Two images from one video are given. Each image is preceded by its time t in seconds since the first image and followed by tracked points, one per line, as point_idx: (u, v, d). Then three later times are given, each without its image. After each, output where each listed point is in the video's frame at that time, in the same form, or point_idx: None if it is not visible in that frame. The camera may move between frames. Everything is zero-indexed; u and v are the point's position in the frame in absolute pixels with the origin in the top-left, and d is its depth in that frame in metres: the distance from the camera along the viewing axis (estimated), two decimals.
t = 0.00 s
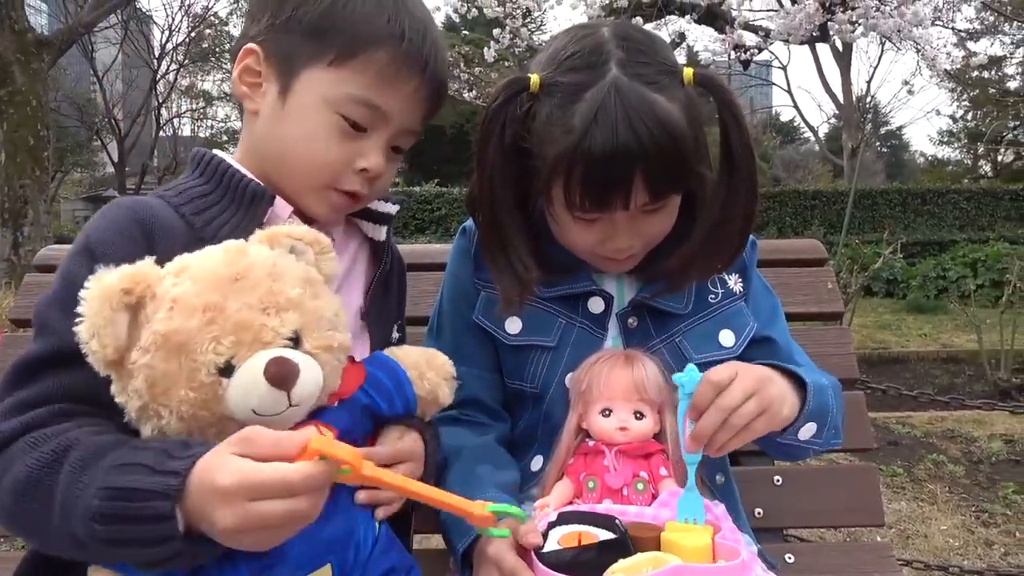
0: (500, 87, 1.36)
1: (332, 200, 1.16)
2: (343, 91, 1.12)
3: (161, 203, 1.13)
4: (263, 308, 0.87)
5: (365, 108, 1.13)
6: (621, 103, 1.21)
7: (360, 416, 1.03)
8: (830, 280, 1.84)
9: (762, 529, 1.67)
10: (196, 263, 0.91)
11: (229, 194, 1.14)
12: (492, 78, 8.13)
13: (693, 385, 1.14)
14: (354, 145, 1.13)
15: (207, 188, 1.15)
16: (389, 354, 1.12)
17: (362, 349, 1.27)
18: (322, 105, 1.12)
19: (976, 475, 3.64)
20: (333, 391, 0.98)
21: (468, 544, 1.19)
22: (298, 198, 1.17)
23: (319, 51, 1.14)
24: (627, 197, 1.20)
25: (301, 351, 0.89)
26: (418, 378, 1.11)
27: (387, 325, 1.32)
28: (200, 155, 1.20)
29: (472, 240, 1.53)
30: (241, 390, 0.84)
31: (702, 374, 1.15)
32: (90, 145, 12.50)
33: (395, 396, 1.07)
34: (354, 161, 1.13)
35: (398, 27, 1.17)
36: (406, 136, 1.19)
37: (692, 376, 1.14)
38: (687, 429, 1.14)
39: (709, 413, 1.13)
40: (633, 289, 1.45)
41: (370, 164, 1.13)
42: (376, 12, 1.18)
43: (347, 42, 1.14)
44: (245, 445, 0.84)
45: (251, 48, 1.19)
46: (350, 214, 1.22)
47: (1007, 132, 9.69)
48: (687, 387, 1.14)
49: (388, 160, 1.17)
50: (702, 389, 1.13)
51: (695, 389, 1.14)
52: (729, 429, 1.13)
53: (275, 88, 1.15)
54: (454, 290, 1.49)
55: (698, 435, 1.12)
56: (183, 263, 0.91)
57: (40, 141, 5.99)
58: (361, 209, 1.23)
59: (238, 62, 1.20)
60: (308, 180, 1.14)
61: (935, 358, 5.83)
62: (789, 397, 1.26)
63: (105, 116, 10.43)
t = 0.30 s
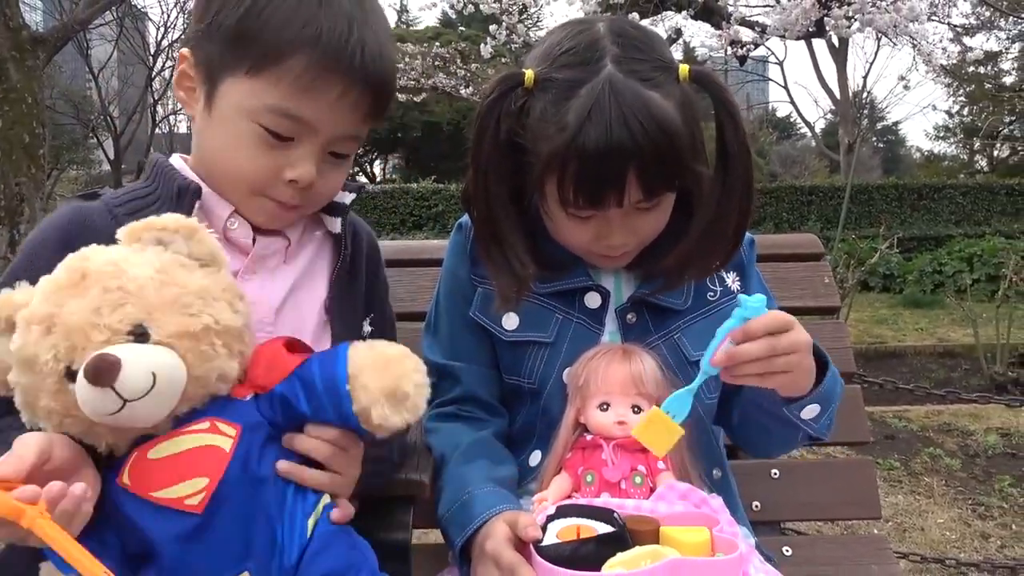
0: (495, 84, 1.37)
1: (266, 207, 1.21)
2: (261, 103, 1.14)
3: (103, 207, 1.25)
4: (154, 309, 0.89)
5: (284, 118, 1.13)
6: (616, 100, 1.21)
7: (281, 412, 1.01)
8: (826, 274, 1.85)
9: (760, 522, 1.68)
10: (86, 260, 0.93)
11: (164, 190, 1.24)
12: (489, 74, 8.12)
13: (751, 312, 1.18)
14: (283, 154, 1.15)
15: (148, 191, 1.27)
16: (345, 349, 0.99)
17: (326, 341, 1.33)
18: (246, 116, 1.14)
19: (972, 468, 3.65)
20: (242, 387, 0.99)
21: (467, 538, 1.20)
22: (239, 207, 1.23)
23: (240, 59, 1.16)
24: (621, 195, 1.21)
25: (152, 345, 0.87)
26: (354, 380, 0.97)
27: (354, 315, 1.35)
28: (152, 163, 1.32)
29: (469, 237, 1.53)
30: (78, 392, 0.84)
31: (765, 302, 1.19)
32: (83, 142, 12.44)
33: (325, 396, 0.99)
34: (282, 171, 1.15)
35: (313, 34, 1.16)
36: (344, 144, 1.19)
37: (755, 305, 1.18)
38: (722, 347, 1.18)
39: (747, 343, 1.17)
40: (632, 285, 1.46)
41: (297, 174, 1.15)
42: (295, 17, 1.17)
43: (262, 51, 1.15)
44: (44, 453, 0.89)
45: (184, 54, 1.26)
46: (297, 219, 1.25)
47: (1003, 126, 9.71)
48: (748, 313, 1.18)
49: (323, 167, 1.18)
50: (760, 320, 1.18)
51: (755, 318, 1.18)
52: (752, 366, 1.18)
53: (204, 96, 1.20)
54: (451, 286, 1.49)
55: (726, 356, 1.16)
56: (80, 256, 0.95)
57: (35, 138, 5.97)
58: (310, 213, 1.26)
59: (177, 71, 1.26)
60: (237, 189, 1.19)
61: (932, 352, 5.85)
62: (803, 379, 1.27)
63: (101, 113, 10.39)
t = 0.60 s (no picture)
0: (496, 88, 1.38)
1: (232, 192, 1.18)
2: (202, 88, 1.12)
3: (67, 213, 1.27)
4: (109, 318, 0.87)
5: (228, 95, 1.12)
6: (612, 107, 1.23)
7: (214, 382, 0.99)
8: (822, 276, 1.87)
9: (755, 521, 1.69)
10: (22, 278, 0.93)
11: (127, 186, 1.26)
12: (490, 74, 8.13)
13: (771, 407, 1.18)
14: (236, 133, 1.13)
15: (112, 196, 1.29)
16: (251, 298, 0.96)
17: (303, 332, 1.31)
18: (189, 103, 1.13)
19: (969, 470, 3.67)
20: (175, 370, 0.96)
21: (466, 534, 1.22)
22: (208, 199, 1.20)
23: (169, 51, 1.15)
24: (617, 200, 1.23)
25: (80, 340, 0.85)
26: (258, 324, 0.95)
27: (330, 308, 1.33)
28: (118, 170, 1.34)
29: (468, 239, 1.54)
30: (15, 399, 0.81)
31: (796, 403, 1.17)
32: (83, 141, 12.49)
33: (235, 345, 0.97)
34: (242, 150, 1.13)
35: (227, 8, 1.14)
36: (293, 109, 1.16)
37: (784, 409, 1.18)
38: (732, 414, 1.24)
39: (751, 425, 1.23)
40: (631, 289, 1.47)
41: (256, 150, 1.13)
42: None
43: (186, 37, 1.13)
44: None
45: (124, 63, 1.26)
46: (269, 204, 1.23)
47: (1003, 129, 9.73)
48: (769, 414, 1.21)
49: (283, 140, 1.16)
50: (776, 423, 1.22)
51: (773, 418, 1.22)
52: (742, 444, 1.25)
53: (149, 96, 1.20)
54: (450, 287, 1.51)
55: (726, 424, 1.24)
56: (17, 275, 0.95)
57: (36, 137, 5.98)
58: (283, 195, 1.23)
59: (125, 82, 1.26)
60: (199, 179, 1.17)
61: (930, 354, 5.87)
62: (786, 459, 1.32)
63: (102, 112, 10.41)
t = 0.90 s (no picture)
0: (504, 91, 1.40)
1: (217, 191, 1.21)
2: (205, 85, 1.14)
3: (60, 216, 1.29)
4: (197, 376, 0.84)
5: (229, 97, 1.14)
6: (620, 115, 1.25)
7: (236, 406, 1.01)
8: (819, 281, 1.88)
9: (751, 524, 1.70)
10: None
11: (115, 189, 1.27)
12: (491, 79, 8.16)
13: (756, 432, 1.21)
14: (231, 135, 1.16)
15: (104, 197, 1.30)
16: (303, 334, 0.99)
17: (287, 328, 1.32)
18: (188, 99, 1.15)
19: (967, 475, 3.68)
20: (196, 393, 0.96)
21: (464, 536, 1.23)
22: (189, 193, 1.22)
23: (175, 45, 1.17)
24: (620, 206, 1.25)
25: (113, 356, 0.85)
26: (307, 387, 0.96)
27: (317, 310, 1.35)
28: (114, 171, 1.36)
29: (469, 243, 1.56)
30: (35, 404, 0.81)
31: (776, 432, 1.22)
32: (83, 144, 12.52)
33: (275, 386, 0.99)
34: (233, 151, 1.16)
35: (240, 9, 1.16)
36: (291, 118, 1.19)
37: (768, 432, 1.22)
38: (718, 434, 1.24)
39: (736, 447, 1.24)
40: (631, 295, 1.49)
41: (247, 153, 1.16)
42: None
43: (197, 33, 1.15)
44: None
45: (133, 55, 1.27)
46: (250, 205, 1.25)
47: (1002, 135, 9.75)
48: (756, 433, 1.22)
49: (274, 146, 1.19)
50: (764, 441, 1.23)
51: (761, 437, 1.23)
52: (724, 464, 1.26)
53: (149, 87, 1.22)
54: (451, 291, 1.52)
55: (712, 445, 1.23)
56: None
57: (36, 140, 6.00)
58: (264, 198, 1.26)
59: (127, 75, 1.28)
60: (187, 176, 1.19)
61: (929, 359, 5.88)
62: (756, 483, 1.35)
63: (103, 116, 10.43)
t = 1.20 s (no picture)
0: (498, 86, 1.40)
1: (209, 201, 1.21)
2: (209, 98, 1.15)
3: (59, 220, 1.29)
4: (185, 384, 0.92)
5: (233, 114, 1.15)
6: (616, 107, 1.25)
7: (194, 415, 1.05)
8: (818, 276, 1.88)
9: (751, 519, 1.71)
10: None
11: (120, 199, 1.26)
12: (489, 76, 8.15)
13: (759, 426, 1.19)
14: (230, 151, 1.16)
15: (102, 200, 1.29)
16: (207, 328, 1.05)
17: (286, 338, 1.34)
18: (192, 110, 1.16)
19: (968, 468, 3.68)
20: (161, 398, 1.00)
21: (464, 532, 1.23)
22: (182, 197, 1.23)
23: (190, 52, 1.18)
24: (616, 198, 1.24)
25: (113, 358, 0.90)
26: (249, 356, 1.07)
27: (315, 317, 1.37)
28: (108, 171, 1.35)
29: (468, 239, 1.56)
30: (48, 403, 0.84)
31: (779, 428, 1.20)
32: (82, 144, 12.54)
33: (205, 383, 1.05)
34: (228, 166, 1.17)
35: (258, 32, 1.18)
36: (294, 144, 1.19)
37: (772, 427, 1.19)
38: (719, 429, 1.25)
39: (737, 442, 1.25)
40: (628, 291, 1.49)
41: (241, 172, 1.16)
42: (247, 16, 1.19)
43: (212, 47, 1.17)
44: None
45: (150, 55, 1.28)
46: (241, 219, 1.25)
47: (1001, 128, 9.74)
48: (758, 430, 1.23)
49: (272, 168, 1.19)
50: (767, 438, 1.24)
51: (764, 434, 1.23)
52: (725, 457, 1.27)
53: (160, 89, 1.22)
54: (451, 288, 1.52)
55: (712, 437, 1.25)
56: None
57: (35, 140, 6.01)
58: (257, 216, 1.26)
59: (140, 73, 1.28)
60: (183, 181, 1.20)
61: (929, 353, 5.89)
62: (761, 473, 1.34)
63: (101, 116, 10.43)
